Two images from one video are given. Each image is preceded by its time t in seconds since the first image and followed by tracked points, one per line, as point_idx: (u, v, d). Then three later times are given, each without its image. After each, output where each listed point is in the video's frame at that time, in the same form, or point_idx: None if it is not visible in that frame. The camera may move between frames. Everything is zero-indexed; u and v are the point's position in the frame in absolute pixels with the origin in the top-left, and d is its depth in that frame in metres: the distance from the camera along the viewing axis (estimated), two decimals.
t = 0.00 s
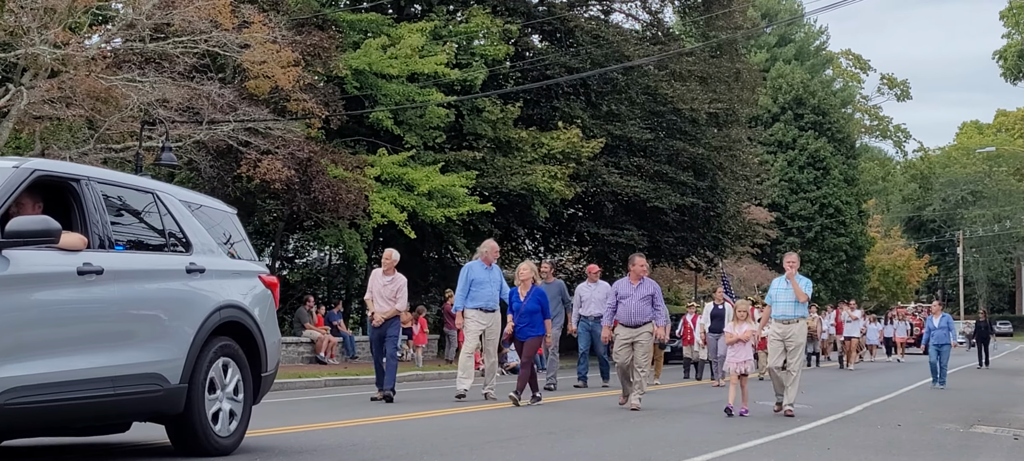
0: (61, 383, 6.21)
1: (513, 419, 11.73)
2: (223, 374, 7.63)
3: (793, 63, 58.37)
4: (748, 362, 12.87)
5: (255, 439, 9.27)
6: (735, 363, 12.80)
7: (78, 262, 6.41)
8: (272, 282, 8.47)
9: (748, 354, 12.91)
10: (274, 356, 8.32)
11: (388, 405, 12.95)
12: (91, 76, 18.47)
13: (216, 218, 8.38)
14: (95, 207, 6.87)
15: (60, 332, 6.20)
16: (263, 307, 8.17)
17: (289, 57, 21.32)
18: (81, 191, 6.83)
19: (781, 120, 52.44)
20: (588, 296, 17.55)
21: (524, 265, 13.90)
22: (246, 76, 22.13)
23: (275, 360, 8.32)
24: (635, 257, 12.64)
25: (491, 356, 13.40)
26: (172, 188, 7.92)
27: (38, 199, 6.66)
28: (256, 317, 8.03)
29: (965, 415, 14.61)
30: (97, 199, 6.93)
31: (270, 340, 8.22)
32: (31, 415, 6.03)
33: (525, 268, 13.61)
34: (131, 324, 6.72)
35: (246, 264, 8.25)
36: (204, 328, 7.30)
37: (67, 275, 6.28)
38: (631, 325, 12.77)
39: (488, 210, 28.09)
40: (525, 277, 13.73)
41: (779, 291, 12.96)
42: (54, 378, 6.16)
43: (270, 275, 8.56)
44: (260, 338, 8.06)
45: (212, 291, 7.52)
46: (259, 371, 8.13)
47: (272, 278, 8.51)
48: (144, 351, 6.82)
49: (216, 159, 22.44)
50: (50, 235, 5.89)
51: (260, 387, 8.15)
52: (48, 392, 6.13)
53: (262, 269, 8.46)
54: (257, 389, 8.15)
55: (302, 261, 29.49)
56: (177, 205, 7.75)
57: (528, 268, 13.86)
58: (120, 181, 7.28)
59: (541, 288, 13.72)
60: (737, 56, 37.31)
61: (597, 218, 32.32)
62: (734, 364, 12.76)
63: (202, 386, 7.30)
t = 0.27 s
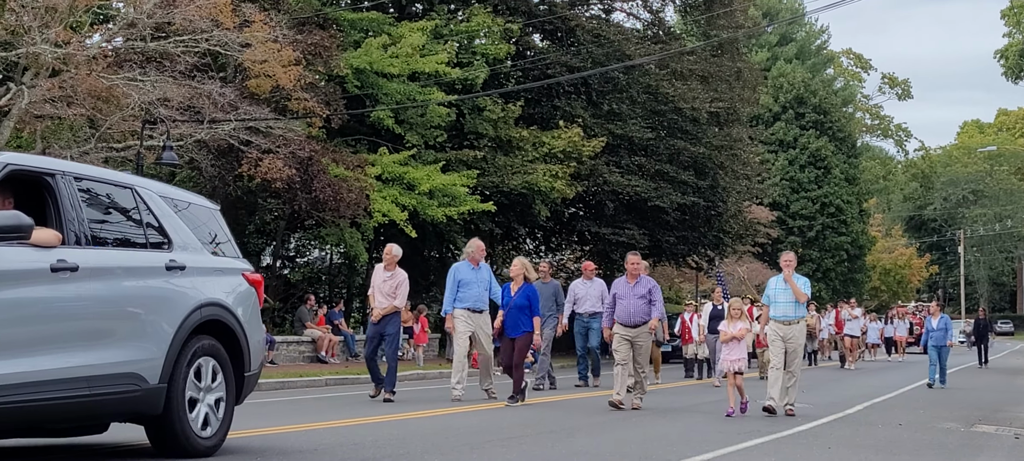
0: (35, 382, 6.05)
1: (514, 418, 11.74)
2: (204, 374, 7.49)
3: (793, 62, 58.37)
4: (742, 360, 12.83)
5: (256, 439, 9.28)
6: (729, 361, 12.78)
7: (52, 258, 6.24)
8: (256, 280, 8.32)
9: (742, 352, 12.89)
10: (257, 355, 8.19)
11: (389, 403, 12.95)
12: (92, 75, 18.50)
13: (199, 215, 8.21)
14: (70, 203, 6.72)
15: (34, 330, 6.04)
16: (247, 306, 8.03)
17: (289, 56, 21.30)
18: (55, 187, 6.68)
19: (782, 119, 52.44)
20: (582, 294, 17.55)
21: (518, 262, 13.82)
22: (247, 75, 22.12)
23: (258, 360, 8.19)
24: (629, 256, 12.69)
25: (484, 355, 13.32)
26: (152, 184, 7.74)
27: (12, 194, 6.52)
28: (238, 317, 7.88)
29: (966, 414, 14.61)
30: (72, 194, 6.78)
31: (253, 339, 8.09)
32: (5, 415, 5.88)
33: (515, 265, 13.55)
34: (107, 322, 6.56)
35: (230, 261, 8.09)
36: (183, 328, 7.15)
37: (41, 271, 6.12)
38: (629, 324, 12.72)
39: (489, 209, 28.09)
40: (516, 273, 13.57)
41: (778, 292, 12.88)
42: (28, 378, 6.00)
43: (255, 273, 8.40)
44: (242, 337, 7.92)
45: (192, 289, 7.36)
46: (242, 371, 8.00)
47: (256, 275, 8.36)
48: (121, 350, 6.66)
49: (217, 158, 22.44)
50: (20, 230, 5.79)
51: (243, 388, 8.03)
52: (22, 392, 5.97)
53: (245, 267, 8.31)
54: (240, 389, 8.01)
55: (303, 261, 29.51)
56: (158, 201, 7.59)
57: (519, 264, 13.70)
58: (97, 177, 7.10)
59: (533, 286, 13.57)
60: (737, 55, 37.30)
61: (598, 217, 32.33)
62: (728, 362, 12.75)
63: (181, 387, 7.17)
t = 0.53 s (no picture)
0: (8, 382, 5.97)
1: (515, 417, 11.79)
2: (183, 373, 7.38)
3: (793, 61, 58.38)
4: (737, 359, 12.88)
5: (258, 438, 9.31)
6: (725, 361, 12.85)
7: (24, 255, 6.15)
8: (237, 277, 8.26)
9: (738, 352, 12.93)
10: (238, 354, 8.12)
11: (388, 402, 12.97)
12: (92, 74, 18.51)
13: (181, 211, 8.11)
14: (44, 198, 6.62)
15: (6, 328, 5.96)
16: (227, 303, 7.95)
17: (290, 55, 21.29)
18: (29, 181, 6.58)
19: (783, 118, 52.43)
20: (580, 294, 17.55)
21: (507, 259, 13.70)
22: (247, 74, 22.13)
23: (240, 358, 8.11)
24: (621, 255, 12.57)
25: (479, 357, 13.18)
26: (132, 179, 7.65)
27: None
28: (218, 315, 7.79)
29: (966, 413, 14.63)
30: (47, 188, 6.68)
31: (234, 337, 8.01)
32: None
33: (505, 263, 13.43)
34: (82, 320, 6.48)
35: (210, 259, 8.00)
36: (161, 327, 7.06)
37: (12, 268, 6.02)
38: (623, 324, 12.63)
39: (489, 208, 28.09)
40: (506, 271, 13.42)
41: (773, 291, 12.80)
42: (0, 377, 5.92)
43: (237, 271, 8.32)
44: (223, 335, 7.84)
45: (171, 286, 7.27)
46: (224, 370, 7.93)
47: (238, 273, 8.27)
48: (96, 348, 6.58)
49: (217, 157, 22.45)
50: None
51: (225, 386, 7.94)
52: None
53: (228, 264, 8.25)
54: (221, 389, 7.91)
55: (303, 259, 29.52)
56: (136, 196, 7.49)
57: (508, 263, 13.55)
58: (74, 172, 7.00)
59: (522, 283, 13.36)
60: (738, 53, 37.29)
61: (598, 216, 32.34)
62: (724, 362, 12.82)
63: (161, 385, 7.08)
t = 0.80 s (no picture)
0: None
1: (516, 415, 11.82)
2: (162, 372, 7.21)
3: (794, 59, 58.38)
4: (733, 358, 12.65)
5: (259, 436, 9.34)
6: (721, 360, 12.62)
7: None
8: (220, 274, 8.04)
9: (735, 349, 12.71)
10: (220, 352, 7.93)
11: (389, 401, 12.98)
12: (93, 72, 18.51)
13: (161, 207, 7.91)
14: (17, 192, 6.44)
15: None
16: (208, 301, 7.75)
17: (291, 53, 21.33)
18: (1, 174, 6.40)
19: (783, 116, 52.44)
20: (579, 290, 17.50)
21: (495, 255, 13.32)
22: (248, 72, 22.13)
23: (221, 357, 7.93)
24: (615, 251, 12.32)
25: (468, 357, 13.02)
26: (109, 173, 7.44)
27: None
28: (200, 313, 7.62)
29: (967, 411, 14.63)
30: (19, 182, 6.50)
31: (216, 336, 7.83)
32: None
33: (491, 261, 13.05)
34: (56, 318, 6.31)
35: (192, 255, 7.81)
36: (139, 324, 6.89)
37: None
38: (618, 320, 12.48)
39: (490, 206, 28.09)
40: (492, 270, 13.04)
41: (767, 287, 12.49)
42: None
43: (220, 267, 8.13)
44: (203, 333, 7.65)
45: (149, 283, 7.08)
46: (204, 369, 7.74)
47: (221, 270, 8.08)
48: (70, 347, 6.41)
49: (218, 155, 22.46)
50: None
51: (205, 386, 7.76)
52: None
53: (210, 260, 8.04)
54: (201, 388, 7.74)
55: (304, 257, 29.54)
56: (113, 191, 7.30)
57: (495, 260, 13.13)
58: (47, 166, 6.80)
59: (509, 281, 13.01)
60: (738, 51, 37.29)
61: (598, 214, 32.32)
62: (720, 361, 12.61)
63: (137, 384, 6.90)
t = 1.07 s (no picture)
0: None
1: (516, 413, 11.85)
2: (139, 370, 7.04)
3: (795, 57, 58.38)
4: (729, 356, 12.51)
5: (260, 433, 9.37)
6: (717, 358, 12.47)
7: None
8: (199, 270, 7.87)
9: (731, 347, 12.57)
10: (200, 350, 7.76)
11: (390, 399, 13.01)
12: (94, 70, 18.51)
13: (138, 202, 7.75)
14: None
15: None
16: (186, 298, 7.58)
17: (292, 51, 21.38)
18: None
19: (784, 114, 52.43)
20: (576, 286, 17.33)
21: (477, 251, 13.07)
22: (248, 69, 22.15)
23: (201, 354, 7.76)
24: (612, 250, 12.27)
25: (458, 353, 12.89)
26: (84, 165, 7.27)
27: None
28: (178, 310, 7.45)
29: (967, 409, 14.64)
30: None
31: (195, 332, 7.66)
32: None
33: (480, 256, 12.78)
34: (25, 313, 6.14)
35: (171, 251, 7.66)
36: (114, 321, 6.72)
37: None
38: (612, 319, 12.40)
39: (490, 204, 28.10)
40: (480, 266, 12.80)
41: (765, 285, 12.43)
42: None
43: (200, 263, 7.98)
44: (183, 330, 7.48)
45: (125, 279, 6.92)
46: (184, 367, 7.57)
47: (201, 266, 7.93)
48: (42, 344, 6.25)
49: (219, 152, 22.50)
50: None
51: (184, 385, 7.60)
52: None
53: (190, 256, 7.89)
54: (180, 387, 7.57)
55: (305, 256, 29.51)
56: (89, 184, 7.14)
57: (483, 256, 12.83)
58: (20, 158, 6.63)
59: (498, 277, 12.84)
60: (739, 49, 37.31)
61: (599, 212, 32.32)
62: (716, 359, 12.43)
63: (112, 382, 6.74)
